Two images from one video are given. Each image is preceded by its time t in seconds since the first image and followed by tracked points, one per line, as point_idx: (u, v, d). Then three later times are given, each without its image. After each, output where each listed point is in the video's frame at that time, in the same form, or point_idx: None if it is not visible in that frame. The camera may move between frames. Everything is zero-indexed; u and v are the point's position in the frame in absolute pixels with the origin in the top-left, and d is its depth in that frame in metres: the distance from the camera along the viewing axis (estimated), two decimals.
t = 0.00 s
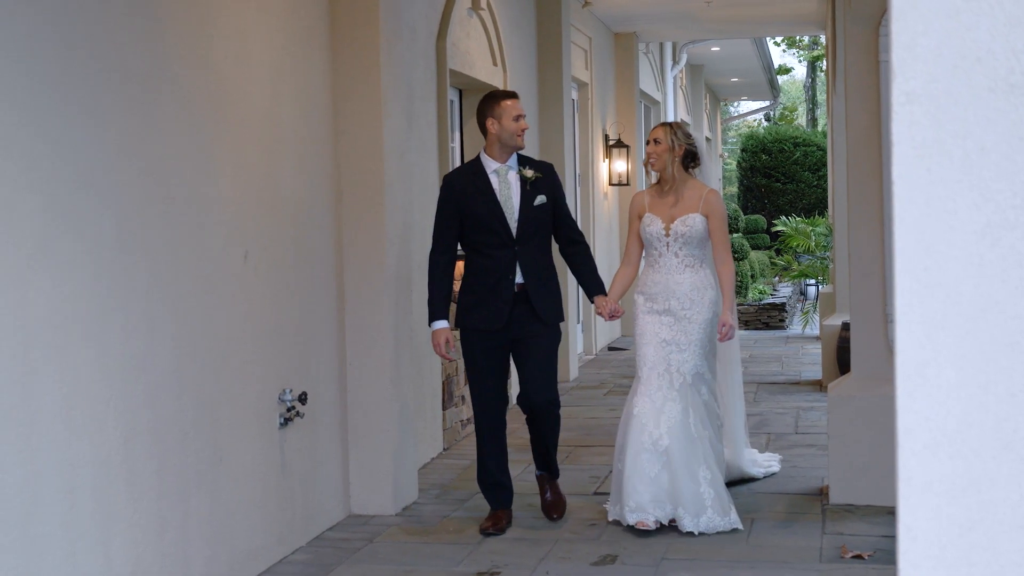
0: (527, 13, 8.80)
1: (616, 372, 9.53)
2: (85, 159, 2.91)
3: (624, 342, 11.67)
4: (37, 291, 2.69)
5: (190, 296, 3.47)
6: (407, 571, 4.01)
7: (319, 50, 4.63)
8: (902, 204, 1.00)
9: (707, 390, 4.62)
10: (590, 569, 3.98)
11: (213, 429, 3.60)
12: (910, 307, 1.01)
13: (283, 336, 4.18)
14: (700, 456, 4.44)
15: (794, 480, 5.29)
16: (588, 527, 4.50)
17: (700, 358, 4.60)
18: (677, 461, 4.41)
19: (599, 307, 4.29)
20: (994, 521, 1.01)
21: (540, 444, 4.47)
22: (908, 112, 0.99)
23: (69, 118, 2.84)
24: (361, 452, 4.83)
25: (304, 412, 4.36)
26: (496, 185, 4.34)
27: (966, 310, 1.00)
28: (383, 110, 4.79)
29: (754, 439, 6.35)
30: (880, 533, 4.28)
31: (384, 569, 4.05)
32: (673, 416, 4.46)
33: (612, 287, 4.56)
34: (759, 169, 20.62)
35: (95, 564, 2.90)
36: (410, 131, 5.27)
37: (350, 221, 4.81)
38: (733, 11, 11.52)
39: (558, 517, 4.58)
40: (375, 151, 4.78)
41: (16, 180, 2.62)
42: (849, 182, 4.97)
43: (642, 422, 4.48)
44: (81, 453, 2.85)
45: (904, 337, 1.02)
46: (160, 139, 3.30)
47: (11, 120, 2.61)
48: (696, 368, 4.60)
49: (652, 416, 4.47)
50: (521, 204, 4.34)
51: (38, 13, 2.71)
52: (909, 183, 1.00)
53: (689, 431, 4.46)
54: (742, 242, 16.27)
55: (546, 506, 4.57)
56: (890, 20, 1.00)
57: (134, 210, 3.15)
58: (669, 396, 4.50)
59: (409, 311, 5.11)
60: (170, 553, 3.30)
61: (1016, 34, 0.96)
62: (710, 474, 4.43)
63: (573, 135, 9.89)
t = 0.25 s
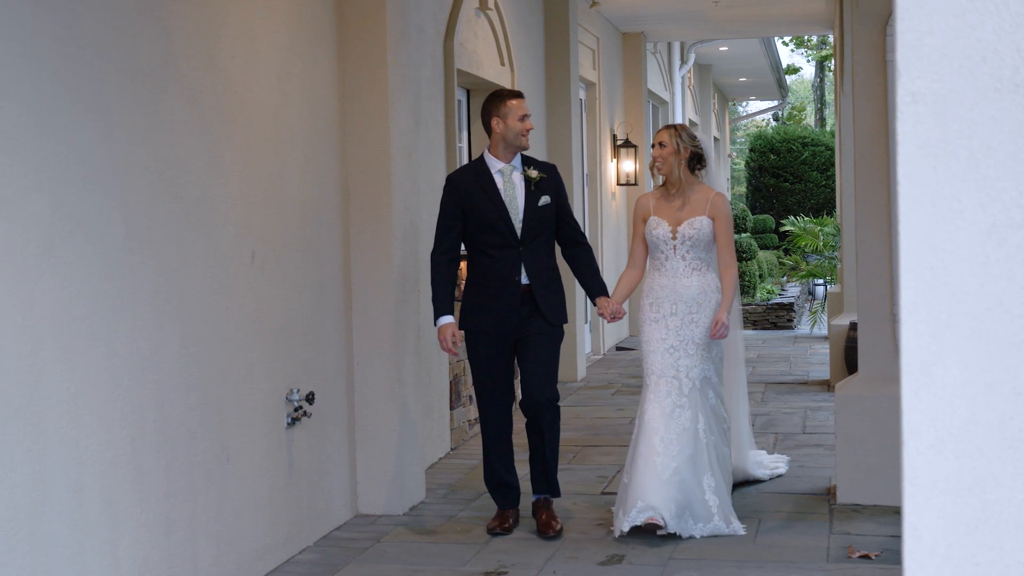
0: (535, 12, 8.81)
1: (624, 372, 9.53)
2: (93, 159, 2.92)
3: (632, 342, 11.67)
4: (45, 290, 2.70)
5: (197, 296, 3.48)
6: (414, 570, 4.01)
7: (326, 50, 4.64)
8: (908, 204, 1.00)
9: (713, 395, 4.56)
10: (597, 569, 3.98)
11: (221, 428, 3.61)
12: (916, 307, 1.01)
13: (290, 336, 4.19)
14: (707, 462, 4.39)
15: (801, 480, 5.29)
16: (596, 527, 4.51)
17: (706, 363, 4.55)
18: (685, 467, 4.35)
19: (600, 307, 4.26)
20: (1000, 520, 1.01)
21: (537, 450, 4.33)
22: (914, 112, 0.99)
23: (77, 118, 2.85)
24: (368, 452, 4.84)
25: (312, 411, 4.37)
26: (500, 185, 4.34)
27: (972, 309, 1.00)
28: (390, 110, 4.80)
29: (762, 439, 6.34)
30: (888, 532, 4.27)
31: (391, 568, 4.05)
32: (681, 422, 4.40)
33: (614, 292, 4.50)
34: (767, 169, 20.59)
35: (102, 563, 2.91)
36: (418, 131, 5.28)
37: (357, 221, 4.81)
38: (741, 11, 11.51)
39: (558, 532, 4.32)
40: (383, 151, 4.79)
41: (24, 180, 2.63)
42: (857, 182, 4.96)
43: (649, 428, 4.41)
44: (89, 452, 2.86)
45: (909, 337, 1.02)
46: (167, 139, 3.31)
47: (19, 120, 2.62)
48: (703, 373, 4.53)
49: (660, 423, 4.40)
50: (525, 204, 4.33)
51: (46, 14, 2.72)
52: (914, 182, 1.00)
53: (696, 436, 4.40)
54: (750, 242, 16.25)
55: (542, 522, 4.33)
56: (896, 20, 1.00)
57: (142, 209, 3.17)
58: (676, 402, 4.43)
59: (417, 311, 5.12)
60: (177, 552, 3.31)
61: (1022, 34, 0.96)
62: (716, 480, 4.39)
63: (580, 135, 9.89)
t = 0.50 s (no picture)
0: (542, 12, 8.81)
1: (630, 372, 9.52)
2: (100, 158, 2.93)
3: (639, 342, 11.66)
4: (52, 290, 2.71)
5: (204, 296, 3.49)
6: (420, 570, 4.01)
7: (333, 50, 4.64)
8: (913, 203, 1.00)
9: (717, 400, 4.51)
10: (602, 568, 3.99)
11: (227, 428, 3.62)
12: (921, 307, 1.01)
13: (297, 336, 4.20)
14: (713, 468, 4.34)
15: (808, 480, 5.28)
16: (602, 527, 4.53)
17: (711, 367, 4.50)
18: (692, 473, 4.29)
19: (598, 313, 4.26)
20: (1006, 520, 1.01)
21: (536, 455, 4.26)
22: (919, 112, 1.00)
23: (84, 117, 2.86)
24: (375, 452, 4.84)
25: (318, 411, 4.37)
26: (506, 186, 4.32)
27: (977, 309, 1.00)
28: (397, 110, 4.81)
29: (769, 439, 6.34)
30: (894, 532, 4.26)
31: (398, 568, 4.05)
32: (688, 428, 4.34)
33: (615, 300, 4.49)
34: (774, 169, 20.56)
35: (109, 562, 2.92)
36: (425, 131, 5.28)
37: (364, 221, 4.82)
38: (749, 11, 11.50)
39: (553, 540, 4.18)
40: (389, 151, 4.79)
41: (31, 180, 2.64)
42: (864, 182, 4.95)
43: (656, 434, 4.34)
44: (96, 451, 2.87)
45: (914, 337, 1.02)
46: (174, 139, 3.32)
47: (26, 120, 2.63)
48: (707, 378, 4.48)
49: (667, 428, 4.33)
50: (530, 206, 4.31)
51: (53, 14, 2.73)
52: (919, 182, 1.00)
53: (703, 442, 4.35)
54: (757, 242, 16.23)
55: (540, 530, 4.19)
56: (901, 20, 1.00)
57: (149, 209, 3.18)
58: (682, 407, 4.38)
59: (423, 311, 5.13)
60: (184, 551, 3.32)
61: None
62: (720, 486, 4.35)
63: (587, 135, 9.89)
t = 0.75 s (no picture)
0: (546, 12, 8.81)
1: (635, 373, 9.52)
2: (104, 159, 2.93)
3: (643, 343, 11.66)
4: (56, 290, 2.71)
5: (208, 297, 3.49)
6: (423, 570, 4.01)
7: (337, 51, 4.65)
8: (915, 203, 1.00)
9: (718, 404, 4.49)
10: (606, 569, 3.99)
11: (231, 428, 3.62)
12: (923, 307, 1.01)
13: (301, 337, 4.20)
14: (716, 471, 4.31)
15: (811, 480, 5.28)
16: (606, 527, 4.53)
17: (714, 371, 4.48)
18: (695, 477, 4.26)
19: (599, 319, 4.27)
20: (1008, 520, 1.01)
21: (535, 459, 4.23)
22: (920, 112, 0.99)
23: (88, 118, 2.87)
24: (379, 452, 4.84)
25: (322, 411, 4.38)
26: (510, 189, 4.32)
27: (979, 309, 1.00)
28: (400, 111, 4.81)
29: (773, 440, 6.34)
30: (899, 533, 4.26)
31: (401, 568, 4.06)
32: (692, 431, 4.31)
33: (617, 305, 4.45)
34: (779, 169, 20.54)
35: (113, 562, 2.93)
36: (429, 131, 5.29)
37: (367, 222, 4.82)
38: (753, 11, 11.49)
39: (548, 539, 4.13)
40: (393, 151, 4.80)
41: (34, 180, 2.64)
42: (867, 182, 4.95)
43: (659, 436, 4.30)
44: (100, 451, 2.88)
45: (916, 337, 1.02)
46: (178, 139, 3.32)
47: (29, 121, 2.63)
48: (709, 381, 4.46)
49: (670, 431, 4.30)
50: (533, 211, 4.31)
51: (55, 14, 2.74)
52: (922, 182, 1.00)
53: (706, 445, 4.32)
54: (762, 242, 16.23)
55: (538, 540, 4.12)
56: (903, 20, 1.00)
57: (153, 210, 3.18)
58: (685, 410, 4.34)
59: (427, 310, 5.13)
60: (188, 551, 3.33)
61: None
62: (722, 490, 4.33)
63: (592, 135, 9.89)
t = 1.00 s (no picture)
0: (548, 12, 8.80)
1: (637, 373, 9.52)
2: (106, 159, 2.94)
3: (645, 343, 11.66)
4: (57, 290, 2.72)
5: (210, 297, 3.50)
6: (425, 571, 4.02)
7: (339, 51, 4.65)
8: (916, 203, 1.00)
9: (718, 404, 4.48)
10: (607, 569, 3.99)
11: (233, 428, 3.63)
12: (924, 307, 1.01)
13: (303, 337, 4.21)
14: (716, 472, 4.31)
15: (813, 480, 5.28)
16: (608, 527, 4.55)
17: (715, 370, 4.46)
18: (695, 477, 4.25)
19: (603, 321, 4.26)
20: (1008, 520, 1.01)
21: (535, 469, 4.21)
22: (921, 112, 1.00)
23: (89, 118, 2.87)
24: (380, 452, 4.85)
25: (323, 411, 4.38)
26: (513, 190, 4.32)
27: (980, 309, 1.00)
28: (402, 111, 4.81)
29: (775, 440, 6.34)
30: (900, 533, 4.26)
31: (403, 568, 4.06)
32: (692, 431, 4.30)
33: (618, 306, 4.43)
34: (781, 169, 20.54)
35: (114, 561, 2.93)
36: (431, 132, 5.29)
37: (369, 222, 4.83)
38: (755, 11, 11.49)
39: (547, 554, 4.09)
40: (395, 151, 4.80)
41: (36, 180, 2.64)
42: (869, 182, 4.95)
43: (659, 437, 4.29)
44: (102, 451, 2.88)
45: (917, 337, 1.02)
46: (179, 139, 3.32)
47: (31, 121, 2.64)
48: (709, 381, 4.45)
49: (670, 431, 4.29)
50: (536, 212, 4.31)
51: (57, 15, 2.74)
52: (922, 183, 1.00)
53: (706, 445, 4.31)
54: (764, 242, 16.23)
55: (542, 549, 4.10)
56: (904, 21, 1.00)
57: (154, 210, 3.19)
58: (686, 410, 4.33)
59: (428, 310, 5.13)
60: (190, 551, 3.33)
61: None
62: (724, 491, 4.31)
63: (594, 136, 9.88)
